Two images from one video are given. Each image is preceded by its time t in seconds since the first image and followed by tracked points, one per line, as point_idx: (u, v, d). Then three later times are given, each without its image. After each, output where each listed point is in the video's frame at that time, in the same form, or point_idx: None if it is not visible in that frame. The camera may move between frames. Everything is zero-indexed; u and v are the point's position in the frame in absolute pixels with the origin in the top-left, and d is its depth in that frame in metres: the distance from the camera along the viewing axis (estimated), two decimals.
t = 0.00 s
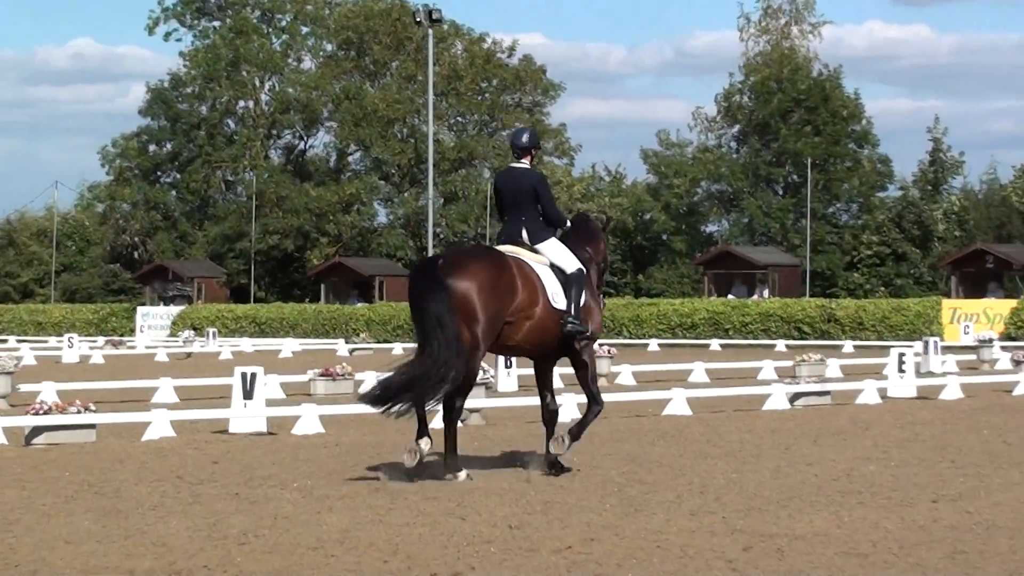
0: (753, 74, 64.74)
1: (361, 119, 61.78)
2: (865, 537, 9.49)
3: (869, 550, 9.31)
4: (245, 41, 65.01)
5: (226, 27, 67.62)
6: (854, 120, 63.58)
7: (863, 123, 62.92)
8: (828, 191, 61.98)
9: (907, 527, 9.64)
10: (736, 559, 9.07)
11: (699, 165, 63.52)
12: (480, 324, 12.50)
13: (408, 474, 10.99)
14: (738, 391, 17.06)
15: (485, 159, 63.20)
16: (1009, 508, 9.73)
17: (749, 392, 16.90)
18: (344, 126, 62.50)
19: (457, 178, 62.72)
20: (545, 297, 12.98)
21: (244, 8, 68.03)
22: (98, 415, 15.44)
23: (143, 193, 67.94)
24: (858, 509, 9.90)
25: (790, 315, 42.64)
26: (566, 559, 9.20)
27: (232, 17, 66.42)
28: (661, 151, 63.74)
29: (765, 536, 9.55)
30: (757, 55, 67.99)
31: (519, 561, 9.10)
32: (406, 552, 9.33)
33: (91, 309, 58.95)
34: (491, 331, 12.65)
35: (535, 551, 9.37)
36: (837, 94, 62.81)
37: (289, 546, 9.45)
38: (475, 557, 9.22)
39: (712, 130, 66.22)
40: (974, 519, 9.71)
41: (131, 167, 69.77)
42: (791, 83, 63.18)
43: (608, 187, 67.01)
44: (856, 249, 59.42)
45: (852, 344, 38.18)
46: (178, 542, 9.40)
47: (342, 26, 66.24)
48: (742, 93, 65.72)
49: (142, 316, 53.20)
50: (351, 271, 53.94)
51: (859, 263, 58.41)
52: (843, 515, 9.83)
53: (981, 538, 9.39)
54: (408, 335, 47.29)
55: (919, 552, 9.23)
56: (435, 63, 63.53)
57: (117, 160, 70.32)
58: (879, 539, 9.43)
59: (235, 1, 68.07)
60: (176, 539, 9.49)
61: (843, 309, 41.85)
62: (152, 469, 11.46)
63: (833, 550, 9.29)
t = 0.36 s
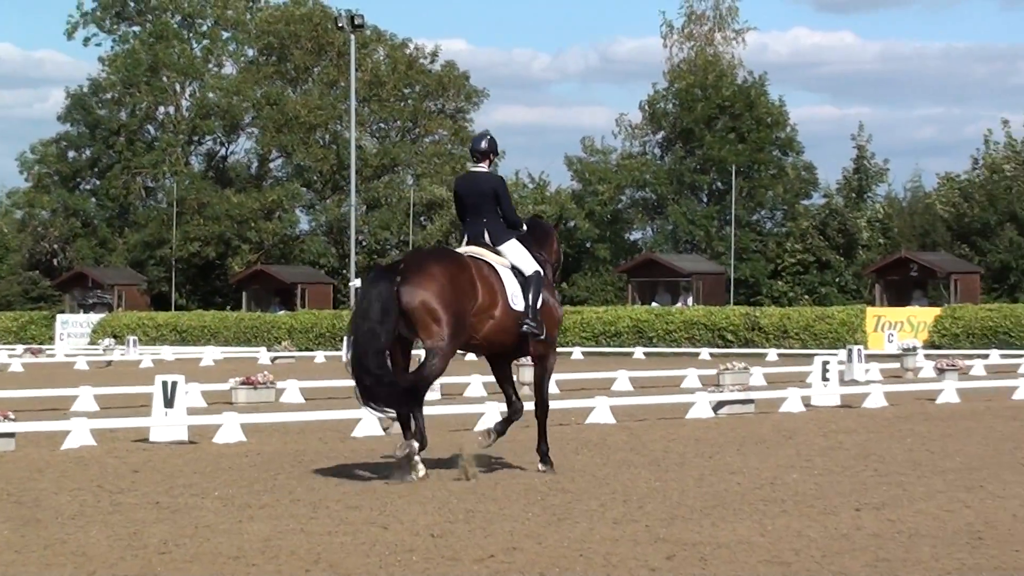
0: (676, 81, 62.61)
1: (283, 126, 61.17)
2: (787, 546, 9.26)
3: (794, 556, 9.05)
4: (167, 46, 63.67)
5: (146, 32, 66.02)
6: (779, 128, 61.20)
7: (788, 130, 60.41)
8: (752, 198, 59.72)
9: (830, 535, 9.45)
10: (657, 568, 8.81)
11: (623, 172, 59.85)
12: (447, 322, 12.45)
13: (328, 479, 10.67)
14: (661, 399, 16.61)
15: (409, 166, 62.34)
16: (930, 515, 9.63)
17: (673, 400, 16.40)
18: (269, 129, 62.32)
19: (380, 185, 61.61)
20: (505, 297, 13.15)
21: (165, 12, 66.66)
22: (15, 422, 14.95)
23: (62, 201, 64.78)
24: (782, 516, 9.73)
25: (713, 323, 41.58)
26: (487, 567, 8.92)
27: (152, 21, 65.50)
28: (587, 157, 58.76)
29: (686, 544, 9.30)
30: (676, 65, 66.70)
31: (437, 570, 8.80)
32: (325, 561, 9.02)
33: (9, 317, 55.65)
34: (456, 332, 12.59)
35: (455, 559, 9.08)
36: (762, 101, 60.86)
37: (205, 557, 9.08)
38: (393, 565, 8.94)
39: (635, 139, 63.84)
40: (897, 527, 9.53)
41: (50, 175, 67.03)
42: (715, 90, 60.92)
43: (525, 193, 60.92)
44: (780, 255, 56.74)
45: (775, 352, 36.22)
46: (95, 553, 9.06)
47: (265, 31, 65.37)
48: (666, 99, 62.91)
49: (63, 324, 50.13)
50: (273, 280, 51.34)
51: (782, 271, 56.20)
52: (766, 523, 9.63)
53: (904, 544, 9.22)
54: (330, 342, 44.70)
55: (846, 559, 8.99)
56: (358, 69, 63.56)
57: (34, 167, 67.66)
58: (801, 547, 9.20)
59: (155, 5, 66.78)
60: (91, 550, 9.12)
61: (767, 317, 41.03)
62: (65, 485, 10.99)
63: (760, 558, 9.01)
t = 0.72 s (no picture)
0: (596, 82, 61.76)
1: (201, 127, 60.04)
2: (708, 547, 9.22)
3: (714, 556, 9.02)
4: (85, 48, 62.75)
5: (63, 34, 64.85)
6: (698, 130, 61.33)
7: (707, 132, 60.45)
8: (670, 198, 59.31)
9: (751, 535, 9.42)
10: (578, 568, 8.76)
11: (543, 174, 59.46)
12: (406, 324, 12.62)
13: (249, 481, 10.57)
14: (583, 401, 16.36)
15: (328, 167, 61.85)
16: (848, 515, 9.64)
17: (593, 402, 16.17)
18: (187, 131, 60.80)
19: (298, 187, 60.74)
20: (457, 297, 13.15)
21: (84, 14, 65.73)
22: None
23: None
24: (704, 517, 9.70)
25: (633, 324, 40.35)
26: (406, 568, 8.85)
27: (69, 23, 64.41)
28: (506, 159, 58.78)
29: (608, 544, 9.24)
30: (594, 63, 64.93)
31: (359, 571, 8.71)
32: (246, 562, 8.90)
33: None
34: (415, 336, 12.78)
35: (375, 560, 8.98)
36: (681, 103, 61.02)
37: (124, 560, 8.93)
38: (313, 566, 8.85)
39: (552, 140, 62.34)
40: (817, 527, 9.51)
41: None
42: (634, 91, 60.55)
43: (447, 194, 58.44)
44: (699, 256, 56.71)
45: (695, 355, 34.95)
46: (13, 556, 8.91)
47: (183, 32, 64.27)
48: (586, 101, 62.21)
49: None
50: (193, 281, 49.00)
51: (702, 273, 56.25)
52: (686, 524, 9.59)
53: (823, 544, 9.22)
54: (249, 344, 42.25)
55: (766, 558, 8.97)
56: (276, 71, 62.68)
57: None
58: (722, 547, 9.16)
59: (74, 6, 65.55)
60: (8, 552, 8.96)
61: (687, 318, 39.67)
62: None
63: (681, 557, 8.97)
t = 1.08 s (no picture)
0: (545, 82, 60.65)
1: (150, 124, 59.94)
2: (659, 546, 9.18)
3: (665, 556, 8.99)
4: (32, 45, 61.26)
5: (9, 31, 63.22)
6: (647, 130, 60.81)
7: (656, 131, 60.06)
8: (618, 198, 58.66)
9: (700, 535, 9.37)
10: (527, 568, 8.72)
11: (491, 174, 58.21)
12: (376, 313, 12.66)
13: (198, 482, 10.50)
14: (532, 401, 16.24)
15: (277, 165, 62.37)
16: (798, 515, 9.62)
17: (543, 401, 16.04)
18: (136, 128, 60.36)
19: (249, 187, 60.79)
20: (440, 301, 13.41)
21: (30, 11, 63.78)
22: None
23: None
24: (653, 517, 9.67)
25: (582, 324, 39.74)
26: (357, 568, 8.79)
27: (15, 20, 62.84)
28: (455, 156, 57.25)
29: (558, 544, 9.20)
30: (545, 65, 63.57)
31: (308, 571, 8.66)
32: (195, 562, 8.83)
33: None
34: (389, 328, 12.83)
35: (324, 560, 8.92)
36: (629, 102, 60.25)
37: (72, 558, 8.84)
38: (262, 566, 8.79)
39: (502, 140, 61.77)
40: (767, 527, 9.48)
41: None
42: (583, 91, 59.62)
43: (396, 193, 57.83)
44: (649, 256, 55.23)
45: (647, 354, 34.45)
46: None
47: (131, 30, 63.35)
48: (535, 101, 61.30)
49: None
50: (142, 280, 48.86)
51: (650, 272, 54.63)
52: (636, 523, 9.57)
53: (773, 544, 9.18)
54: (199, 343, 41.62)
55: (718, 558, 8.93)
56: (224, 70, 63.42)
57: None
58: (672, 547, 9.12)
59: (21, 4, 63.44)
60: None
61: (636, 318, 39.21)
62: None
63: (632, 558, 8.93)
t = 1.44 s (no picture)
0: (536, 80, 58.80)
1: (141, 122, 59.91)
2: (647, 545, 9.18)
3: (654, 555, 8.96)
4: (22, 41, 60.53)
5: None
6: (638, 128, 58.17)
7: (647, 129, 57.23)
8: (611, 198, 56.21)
9: (689, 533, 9.37)
10: (515, 567, 8.71)
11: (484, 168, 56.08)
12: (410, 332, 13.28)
13: (188, 479, 10.50)
14: (522, 399, 16.24)
15: (268, 163, 62.34)
16: (788, 514, 9.63)
17: (533, 399, 16.02)
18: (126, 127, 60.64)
19: (239, 184, 60.75)
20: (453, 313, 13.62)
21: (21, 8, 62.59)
22: None
23: None
24: (642, 515, 9.67)
25: (573, 322, 39.71)
26: (345, 566, 8.77)
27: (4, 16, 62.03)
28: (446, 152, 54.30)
29: (546, 542, 9.20)
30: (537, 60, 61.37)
31: (297, 569, 8.66)
32: (184, 559, 8.82)
33: None
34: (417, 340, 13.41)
35: (313, 557, 8.92)
36: (620, 101, 57.81)
37: (61, 555, 8.83)
38: (252, 564, 8.77)
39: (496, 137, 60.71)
40: (755, 525, 9.49)
41: None
42: (574, 90, 57.66)
43: (386, 191, 57.63)
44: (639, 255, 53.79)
45: (635, 353, 34.31)
46: None
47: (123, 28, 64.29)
48: (526, 99, 59.53)
49: None
50: (131, 278, 48.76)
51: (641, 271, 52.85)
52: (625, 521, 9.57)
53: (761, 543, 9.18)
54: (189, 341, 41.81)
55: (706, 557, 8.92)
56: (217, 67, 63.41)
57: None
58: (660, 545, 9.12)
59: None
60: None
61: (626, 316, 39.22)
62: None
63: (620, 557, 8.91)
